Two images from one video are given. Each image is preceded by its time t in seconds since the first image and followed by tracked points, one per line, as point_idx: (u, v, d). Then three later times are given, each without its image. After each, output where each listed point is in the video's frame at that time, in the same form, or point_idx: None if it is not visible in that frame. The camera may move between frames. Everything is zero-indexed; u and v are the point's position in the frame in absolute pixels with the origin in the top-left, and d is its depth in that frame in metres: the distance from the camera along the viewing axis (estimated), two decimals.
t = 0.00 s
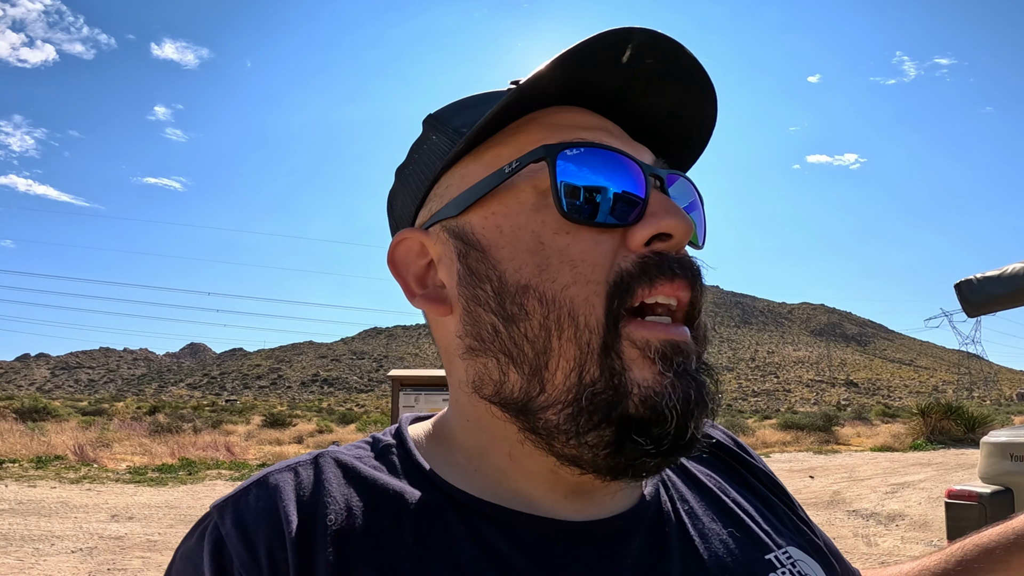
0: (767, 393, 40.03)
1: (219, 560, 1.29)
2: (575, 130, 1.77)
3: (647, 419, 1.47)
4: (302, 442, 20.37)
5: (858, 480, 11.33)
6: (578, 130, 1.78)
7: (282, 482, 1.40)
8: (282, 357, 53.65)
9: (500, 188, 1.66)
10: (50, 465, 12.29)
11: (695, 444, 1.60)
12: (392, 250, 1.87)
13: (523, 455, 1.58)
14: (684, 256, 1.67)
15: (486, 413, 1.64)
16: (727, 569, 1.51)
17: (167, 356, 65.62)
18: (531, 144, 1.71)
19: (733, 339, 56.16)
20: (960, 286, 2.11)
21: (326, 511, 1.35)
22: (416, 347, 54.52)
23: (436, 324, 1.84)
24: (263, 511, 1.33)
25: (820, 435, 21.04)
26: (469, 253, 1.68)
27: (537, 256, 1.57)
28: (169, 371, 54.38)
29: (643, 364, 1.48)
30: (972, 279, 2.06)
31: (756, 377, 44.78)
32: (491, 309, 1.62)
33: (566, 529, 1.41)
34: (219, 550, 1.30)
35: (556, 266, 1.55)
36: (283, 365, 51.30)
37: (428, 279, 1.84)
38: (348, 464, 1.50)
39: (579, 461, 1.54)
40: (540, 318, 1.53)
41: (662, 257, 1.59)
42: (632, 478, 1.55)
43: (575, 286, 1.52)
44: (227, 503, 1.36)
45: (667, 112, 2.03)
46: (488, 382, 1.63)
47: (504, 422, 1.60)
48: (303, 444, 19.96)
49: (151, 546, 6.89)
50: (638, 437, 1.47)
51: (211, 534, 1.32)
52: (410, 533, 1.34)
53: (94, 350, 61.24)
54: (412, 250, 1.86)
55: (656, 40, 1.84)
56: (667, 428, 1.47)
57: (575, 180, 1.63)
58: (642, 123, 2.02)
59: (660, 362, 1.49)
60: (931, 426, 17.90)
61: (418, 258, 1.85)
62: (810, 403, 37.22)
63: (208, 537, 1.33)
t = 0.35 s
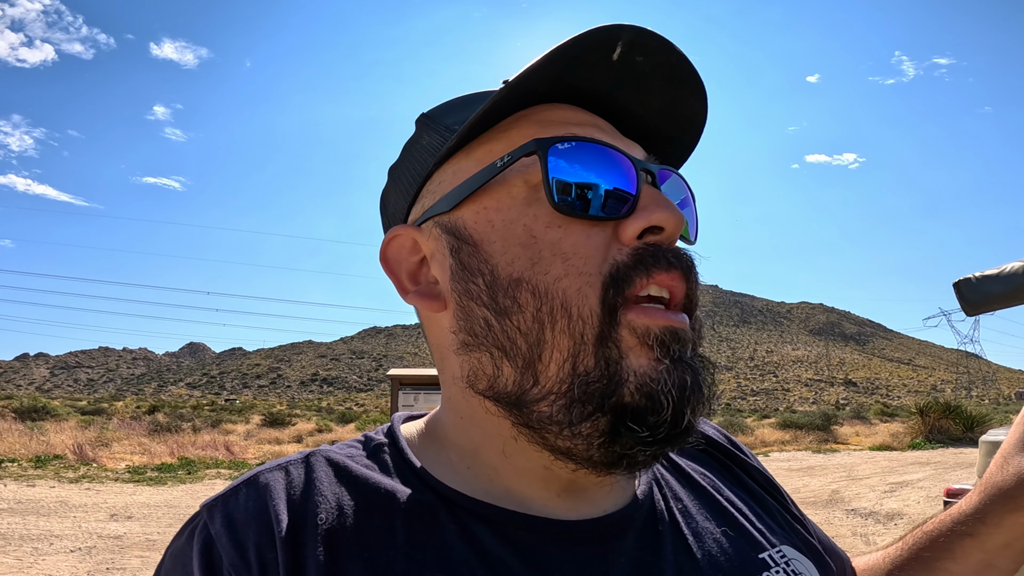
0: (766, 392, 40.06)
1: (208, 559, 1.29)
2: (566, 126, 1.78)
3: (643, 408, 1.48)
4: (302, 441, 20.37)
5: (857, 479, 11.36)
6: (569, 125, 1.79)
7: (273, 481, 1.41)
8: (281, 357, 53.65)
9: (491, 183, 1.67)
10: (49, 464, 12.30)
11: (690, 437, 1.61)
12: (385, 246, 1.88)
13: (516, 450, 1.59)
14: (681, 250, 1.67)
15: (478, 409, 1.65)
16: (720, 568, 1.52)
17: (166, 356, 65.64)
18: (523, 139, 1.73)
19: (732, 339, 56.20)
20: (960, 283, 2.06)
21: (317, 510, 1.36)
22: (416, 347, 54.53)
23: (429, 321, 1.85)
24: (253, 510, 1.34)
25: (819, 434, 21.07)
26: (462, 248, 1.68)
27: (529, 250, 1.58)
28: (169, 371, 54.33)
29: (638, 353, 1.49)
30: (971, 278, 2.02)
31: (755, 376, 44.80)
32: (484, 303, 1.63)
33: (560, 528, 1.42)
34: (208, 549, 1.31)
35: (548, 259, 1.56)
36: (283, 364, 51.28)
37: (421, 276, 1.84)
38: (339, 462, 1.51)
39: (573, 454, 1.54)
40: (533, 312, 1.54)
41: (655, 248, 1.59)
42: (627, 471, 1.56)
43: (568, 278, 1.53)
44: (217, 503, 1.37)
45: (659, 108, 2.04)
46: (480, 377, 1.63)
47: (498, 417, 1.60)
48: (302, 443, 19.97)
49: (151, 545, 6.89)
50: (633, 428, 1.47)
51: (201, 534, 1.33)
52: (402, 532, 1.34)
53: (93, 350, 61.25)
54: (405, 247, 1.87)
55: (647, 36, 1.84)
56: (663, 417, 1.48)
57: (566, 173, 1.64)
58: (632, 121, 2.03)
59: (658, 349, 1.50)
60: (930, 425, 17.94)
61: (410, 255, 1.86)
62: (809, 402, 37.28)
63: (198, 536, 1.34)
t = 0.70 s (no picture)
0: (765, 393, 40.09)
1: (195, 566, 1.31)
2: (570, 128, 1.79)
3: (643, 414, 1.48)
4: (301, 442, 20.37)
5: (855, 480, 11.37)
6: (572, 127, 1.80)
7: (261, 487, 1.42)
8: (281, 357, 53.64)
9: (492, 182, 1.68)
10: (48, 464, 12.28)
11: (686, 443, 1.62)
12: (381, 243, 1.88)
13: (512, 455, 1.60)
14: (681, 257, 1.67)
15: (474, 412, 1.65)
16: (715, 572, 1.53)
17: (165, 356, 65.64)
18: (527, 139, 1.73)
19: (731, 340, 56.22)
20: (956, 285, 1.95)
21: (305, 516, 1.36)
22: (415, 348, 54.52)
23: (424, 321, 1.85)
24: (240, 516, 1.35)
25: (818, 435, 21.11)
26: (460, 248, 1.69)
27: (529, 251, 1.59)
28: (168, 371, 54.32)
29: (635, 359, 1.50)
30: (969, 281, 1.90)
31: (754, 377, 44.83)
32: (482, 303, 1.64)
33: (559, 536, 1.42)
34: (194, 556, 1.32)
35: (548, 260, 1.57)
36: (282, 364, 51.27)
37: (417, 275, 1.84)
38: (328, 469, 1.52)
39: (570, 457, 1.55)
40: (531, 313, 1.55)
41: (657, 256, 1.60)
42: (619, 473, 1.56)
43: (567, 279, 1.54)
44: (205, 509, 1.38)
45: (665, 113, 2.05)
46: (475, 380, 1.64)
47: (494, 420, 1.61)
48: (302, 443, 19.97)
49: (149, 546, 6.89)
50: (631, 434, 1.47)
51: (188, 541, 1.34)
52: (390, 539, 1.35)
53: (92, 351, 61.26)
54: (402, 244, 1.87)
55: (657, 41, 1.85)
56: (664, 422, 1.48)
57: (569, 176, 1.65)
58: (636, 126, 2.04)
59: (658, 352, 1.51)
60: (929, 426, 17.95)
61: (407, 253, 1.86)
62: (807, 403, 37.35)
63: (185, 543, 1.35)
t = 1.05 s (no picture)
0: (761, 395, 40.13)
1: (210, 560, 1.32)
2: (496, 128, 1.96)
3: (539, 425, 1.51)
4: (297, 443, 20.33)
5: (851, 482, 11.38)
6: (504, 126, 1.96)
7: (274, 484, 1.43)
8: (277, 357, 53.50)
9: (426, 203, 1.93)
10: (43, 464, 12.23)
11: (620, 447, 1.56)
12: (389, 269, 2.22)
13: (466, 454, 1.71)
14: (588, 244, 1.67)
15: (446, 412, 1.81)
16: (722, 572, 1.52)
17: (162, 356, 65.45)
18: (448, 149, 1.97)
19: (727, 343, 56.31)
20: (955, 288, 1.93)
21: (316, 511, 1.38)
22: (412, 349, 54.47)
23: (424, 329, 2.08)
24: (254, 512, 1.36)
25: (814, 437, 21.14)
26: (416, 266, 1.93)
27: (445, 267, 1.75)
28: (163, 371, 54.15)
29: (533, 365, 1.54)
30: (969, 281, 1.90)
31: (750, 380, 44.86)
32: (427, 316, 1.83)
33: (549, 530, 1.43)
34: (210, 550, 1.33)
35: (454, 276, 1.72)
36: (278, 365, 51.12)
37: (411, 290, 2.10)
38: (340, 465, 1.53)
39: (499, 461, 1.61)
40: (452, 327, 1.70)
41: (566, 251, 1.63)
42: (552, 478, 1.58)
43: (470, 294, 1.66)
44: (219, 505, 1.39)
45: (615, 79, 2.13)
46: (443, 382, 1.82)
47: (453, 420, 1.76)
48: (298, 444, 19.94)
49: (144, 546, 6.88)
50: (525, 440, 1.52)
51: (204, 536, 1.36)
52: (398, 536, 1.35)
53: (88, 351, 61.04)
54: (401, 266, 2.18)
55: (548, 15, 2.01)
56: (560, 430, 1.48)
57: (462, 190, 1.82)
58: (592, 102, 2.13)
59: (556, 359, 1.52)
60: (924, 429, 18.01)
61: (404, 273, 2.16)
62: (803, 405, 37.40)
63: (200, 538, 1.36)
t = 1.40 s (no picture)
0: (759, 397, 40.19)
1: (243, 557, 1.31)
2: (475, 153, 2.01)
3: (532, 432, 1.55)
4: (295, 443, 20.33)
5: (848, 484, 11.42)
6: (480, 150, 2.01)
7: (304, 482, 1.44)
8: (275, 358, 53.43)
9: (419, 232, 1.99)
10: (41, 464, 12.21)
11: (614, 445, 1.58)
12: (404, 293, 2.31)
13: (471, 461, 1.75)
14: (565, 255, 1.71)
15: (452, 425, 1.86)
16: (727, 569, 1.53)
17: (159, 356, 65.36)
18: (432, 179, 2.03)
19: (725, 345, 56.38)
20: (951, 293, 1.95)
21: (344, 509, 1.39)
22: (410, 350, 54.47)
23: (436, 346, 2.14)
24: (285, 510, 1.37)
25: (811, 439, 21.19)
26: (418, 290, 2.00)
27: (438, 289, 1.81)
28: (161, 371, 54.07)
29: (523, 374, 1.58)
30: (965, 286, 1.92)
31: (748, 382, 44.93)
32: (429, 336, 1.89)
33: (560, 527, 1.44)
34: (243, 546, 1.33)
35: (449, 298, 1.77)
36: (276, 365, 51.06)
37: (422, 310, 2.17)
38: (365, 466, 1.55)
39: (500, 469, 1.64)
40: (450, 345, 1.76)
41: (545, 263, 1.68)
42: (550, 480, 1.61)
43: (463, 311, 1.71)
44: (251, 503, 1.39)
45: (578, 91, 2.15)
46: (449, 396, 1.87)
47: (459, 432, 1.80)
48: (296, 445, 19.94)
49: (143, 546, 6.89)
50: (515, 444, 1.56)
51: (236, 531, 1.35)
52: (422, 534, 1.37)
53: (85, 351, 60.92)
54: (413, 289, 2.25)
55: (505, 39, 2.05)
56: (553, 433, 1.52)
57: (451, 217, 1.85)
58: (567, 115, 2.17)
59: (544, 366, 1.57)
60: (920, 431, 18.07)
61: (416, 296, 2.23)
62: (801, 407, 37.45)
63: (233, 534, 1.36)
